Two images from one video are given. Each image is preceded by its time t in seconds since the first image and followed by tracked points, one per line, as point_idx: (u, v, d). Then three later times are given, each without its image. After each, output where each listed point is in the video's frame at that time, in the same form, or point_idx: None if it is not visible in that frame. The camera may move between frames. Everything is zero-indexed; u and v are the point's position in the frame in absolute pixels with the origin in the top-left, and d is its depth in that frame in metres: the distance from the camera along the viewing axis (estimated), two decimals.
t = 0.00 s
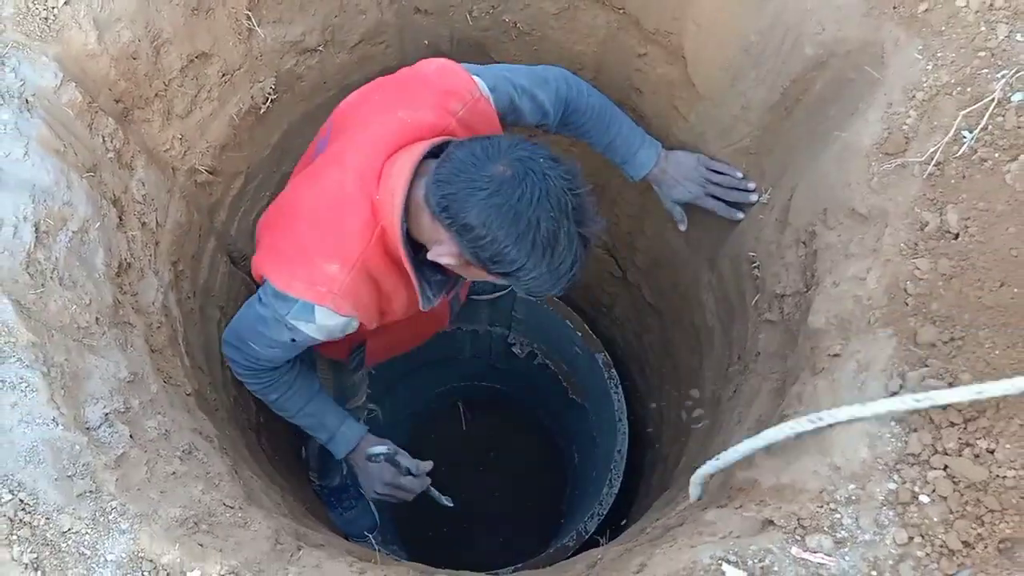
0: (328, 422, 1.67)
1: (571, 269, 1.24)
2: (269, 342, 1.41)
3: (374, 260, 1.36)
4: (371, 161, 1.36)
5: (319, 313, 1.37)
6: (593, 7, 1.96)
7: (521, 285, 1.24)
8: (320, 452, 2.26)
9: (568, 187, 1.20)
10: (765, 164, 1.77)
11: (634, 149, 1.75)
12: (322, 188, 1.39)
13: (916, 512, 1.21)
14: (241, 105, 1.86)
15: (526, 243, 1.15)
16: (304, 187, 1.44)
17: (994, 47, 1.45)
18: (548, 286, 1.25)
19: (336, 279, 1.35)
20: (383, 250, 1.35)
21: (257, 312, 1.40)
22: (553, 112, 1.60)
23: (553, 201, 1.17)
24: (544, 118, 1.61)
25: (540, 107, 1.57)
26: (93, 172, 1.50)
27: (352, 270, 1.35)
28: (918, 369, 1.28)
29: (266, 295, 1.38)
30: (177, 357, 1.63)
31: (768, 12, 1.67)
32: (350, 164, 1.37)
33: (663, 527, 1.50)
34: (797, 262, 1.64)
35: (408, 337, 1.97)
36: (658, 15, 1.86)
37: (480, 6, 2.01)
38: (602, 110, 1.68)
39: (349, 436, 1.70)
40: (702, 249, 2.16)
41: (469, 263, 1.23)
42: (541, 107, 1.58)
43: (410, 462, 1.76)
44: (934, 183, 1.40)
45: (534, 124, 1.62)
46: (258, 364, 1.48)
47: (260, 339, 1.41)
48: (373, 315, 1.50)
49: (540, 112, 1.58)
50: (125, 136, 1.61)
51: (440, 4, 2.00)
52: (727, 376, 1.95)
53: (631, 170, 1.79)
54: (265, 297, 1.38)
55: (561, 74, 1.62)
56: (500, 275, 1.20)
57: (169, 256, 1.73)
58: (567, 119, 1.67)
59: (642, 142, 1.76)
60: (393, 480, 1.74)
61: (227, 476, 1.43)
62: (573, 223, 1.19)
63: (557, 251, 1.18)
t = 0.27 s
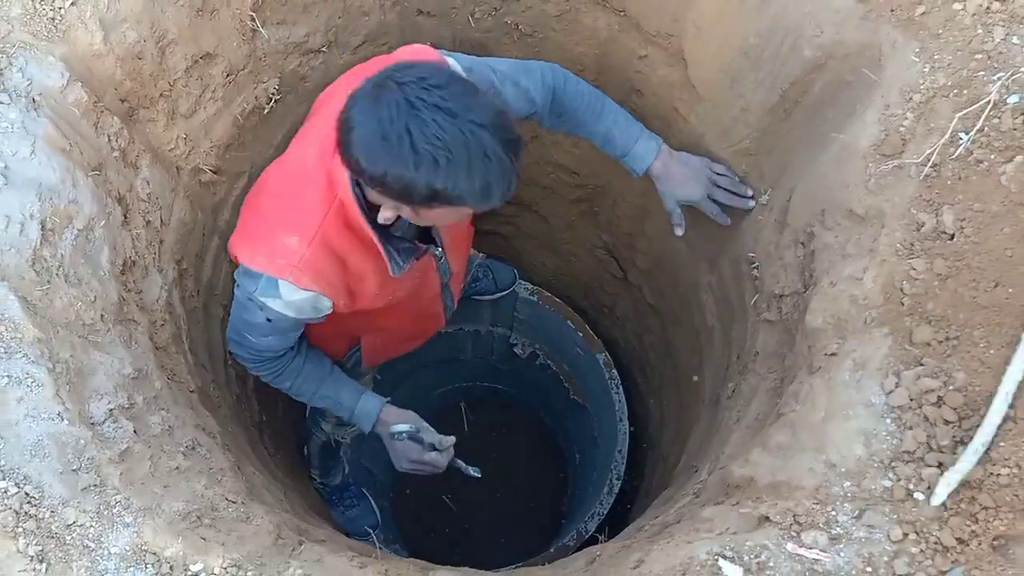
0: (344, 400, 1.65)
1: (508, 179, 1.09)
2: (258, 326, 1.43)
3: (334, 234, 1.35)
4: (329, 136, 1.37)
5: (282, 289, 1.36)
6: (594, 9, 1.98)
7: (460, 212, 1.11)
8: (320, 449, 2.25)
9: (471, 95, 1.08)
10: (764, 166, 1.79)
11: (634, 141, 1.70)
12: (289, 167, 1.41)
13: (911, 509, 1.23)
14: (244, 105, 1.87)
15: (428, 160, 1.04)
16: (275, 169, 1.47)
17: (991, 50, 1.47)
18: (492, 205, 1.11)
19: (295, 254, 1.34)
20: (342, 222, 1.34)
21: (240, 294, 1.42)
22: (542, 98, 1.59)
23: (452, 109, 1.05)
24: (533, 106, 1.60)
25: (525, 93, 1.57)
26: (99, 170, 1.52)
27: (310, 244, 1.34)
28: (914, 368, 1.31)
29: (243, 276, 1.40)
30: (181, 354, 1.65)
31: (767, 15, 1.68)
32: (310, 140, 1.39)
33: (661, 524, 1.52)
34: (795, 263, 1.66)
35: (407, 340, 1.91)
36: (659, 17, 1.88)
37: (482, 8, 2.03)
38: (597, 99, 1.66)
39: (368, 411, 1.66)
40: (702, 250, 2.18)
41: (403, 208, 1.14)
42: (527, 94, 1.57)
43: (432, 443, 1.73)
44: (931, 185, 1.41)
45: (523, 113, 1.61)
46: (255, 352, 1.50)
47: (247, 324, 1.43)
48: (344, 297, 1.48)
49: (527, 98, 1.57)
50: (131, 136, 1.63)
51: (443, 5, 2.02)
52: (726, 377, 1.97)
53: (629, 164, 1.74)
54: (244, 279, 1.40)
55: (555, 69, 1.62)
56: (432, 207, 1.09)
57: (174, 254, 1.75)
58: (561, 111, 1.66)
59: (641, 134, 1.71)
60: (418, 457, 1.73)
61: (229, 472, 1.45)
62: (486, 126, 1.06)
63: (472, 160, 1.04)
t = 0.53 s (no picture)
0: (368, 379, 1.64)
1: (419, 77, 1.14)
2: (265, 322, 1.46)
3: (305, 212, 1.37)
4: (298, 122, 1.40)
5: (263, 271, 1.37)
6: (598, 8, 1.99)
7: (389, 126, 1.18)
8: (321, 448, 2.29)
9: (361, 13, 1.15)
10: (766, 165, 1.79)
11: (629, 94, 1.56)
12: (264, 159, 1.45)
13: (912, 504, 1.23)
14: (249, 102, 1.87)
15: (326, 84, 1.12)
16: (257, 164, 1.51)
17: (992, 49, 1.48)
18: (416, 108, 1.17)
19: (271, 235, 1.35)
20: (311, 199, 1.37)
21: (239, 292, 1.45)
22: (536, 67, 1.61)
23: (338, 33, 1.13)
24: (524, 76, 1.62)
25: (517, 64, 1.61)
26: (105, 166, 1.53)
27: (284, 223, 1.36)
28: (914, 364, 1.31)
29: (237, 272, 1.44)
30: (185, 349, 1.66)
31: (770, 14, 1.69)
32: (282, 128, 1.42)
33: (663, 520, 1.52)
34: (797, 261, 1.68)
35: (415, 338, 1.86)
36: (662, 16, 1.89)
37: (486, 7, 2.05)
38: (592, 64, 1.61)
39: (395, 384, 1.63)
40: (705, 249, 2.19)
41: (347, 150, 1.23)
42: (518, 63, 1.61)
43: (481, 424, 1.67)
44: (932, 183, 1.42)
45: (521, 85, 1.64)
46: (271, 352, 1.54)
47: (252, 322, 1.48)
48: (331, 281, 1.47)
49: (517, 67, 1.61)
50: (136, 132, 1.64)
51: (447, 4, 2.03)
52: (728, 375, 1.98)
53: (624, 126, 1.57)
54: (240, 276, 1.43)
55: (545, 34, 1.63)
56: (361, 129, 1.17)
57: (178, 250, 1.76)
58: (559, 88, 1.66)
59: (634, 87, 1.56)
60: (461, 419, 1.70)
61: (233, 466, 1.46)
62: (376, 37, 1.13)
63: (368, 72, 1.12)
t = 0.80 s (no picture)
0: (378, 369, 1.64)
1: (378, 42, 1.12)
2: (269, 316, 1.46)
3: (303, 195, 1.36)
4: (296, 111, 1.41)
5: (262, 257, 1.36)
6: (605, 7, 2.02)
7: (350, 91, 1.15)
8: (324, 446, 2.27)
9: None
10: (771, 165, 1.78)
11: (706, 45, 1.54)
12: (263, 148, 1.45)
13: (918, 506, 1.23)
14: (254, 100, 1.87)
15: (284, 41, 1.11)
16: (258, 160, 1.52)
17: (999, 50, 1.46)
18: (377, 72, 1.14)
19: (269, 219, 1.34)
20: (308, 181, 1.36)
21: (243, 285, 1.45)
22: (565, 45, 1.56)
23: None
24: (552, 52, 1.57)
25: (544, 39, 1.56)
26: (109, 164, 1.53)
27: (282, 207, 1.35)
28: (921, 365, 1.31)
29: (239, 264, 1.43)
30: (188, 348, 1.66)
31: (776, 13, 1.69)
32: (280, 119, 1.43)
33: (667, 520, 1.52)
34: (802, 262, 1.69)
35: (424, 331, 1.83)
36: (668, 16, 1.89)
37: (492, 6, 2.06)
38: (646, 23, 1.55)
39: (403, 372, 1.63)
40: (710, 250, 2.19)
41: (314, 118, 1.22)
42: (543, 40, 1.56)
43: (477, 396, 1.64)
44: (939, 184, 1.42)
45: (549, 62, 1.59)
46: (276, 346, 1.54)
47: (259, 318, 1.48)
48: (333, 268, 1.45)
49: (542, 45, 1.56)
50: (141, 130, 1.64)
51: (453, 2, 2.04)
52: (733, 376, 1.98)
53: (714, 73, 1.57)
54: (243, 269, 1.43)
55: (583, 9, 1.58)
56: (323, 93, 1.16)
57: (182, 249, 1.76)
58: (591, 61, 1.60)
59: (711, 30, 1.53)
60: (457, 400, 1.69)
61: (237, 464, 1.46)
62: None
63: (332, 33, 1.11)
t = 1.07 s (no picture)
0: (372, 376, 1.62)
1: (369, 33, 1.13)
2: (272, 307, 1.47)
3: (313, 180, 1.38)
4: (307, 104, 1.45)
5: (270, 242, 1.37)
6: (611, 8, 2.02)
7: (338, 75, 1.17)
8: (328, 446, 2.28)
9: None
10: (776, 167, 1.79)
11: (721, 60, 1.57)
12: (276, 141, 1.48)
13: (924, 506, 1.23)
14: (261, 101, 1.88)
15: (282, 15, 1.14)
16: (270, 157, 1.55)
17: (1005, 52, 1.46)
18: (364, 62, 1.15)
19: (279, 202, 1.36)
20: (318, 166, 1.39)
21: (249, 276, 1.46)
22: (577, 52, 1.57)
23: None
24: (565, 61, 1.58)
25: (556, 47, 1.57)
26: (118, 163, 1.54)
27: (292, 191, 1.37)
28: (927, 367, 1.31)
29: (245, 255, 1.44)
30: (195, 347, 1.67)
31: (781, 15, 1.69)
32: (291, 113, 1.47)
33: (672, 521, 1.53)
34: (808, 263, 1.70)
35: (428, 332, 1.83)
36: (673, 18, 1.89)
37: (498, 7, 2.07)
38: (665, 33, 1.57)
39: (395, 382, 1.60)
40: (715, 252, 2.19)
41: (308, 94, 1.24)
42: (557, 48, 1.57)
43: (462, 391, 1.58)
44: (945, 185, 1.42)
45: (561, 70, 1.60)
46: (276, 342, 1.55)
47: (260, 311, 1.49)
48: (340, 258, 1.45)
49: (556, 53, 1.57)
50: (150, 130, 1.64)
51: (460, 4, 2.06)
52: (738, 377, 1.98)
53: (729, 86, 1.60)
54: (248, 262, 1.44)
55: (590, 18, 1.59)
56: (312, 72, 1.18)
57: (189, 248, 1.77)
58: (602, 71, 1.62)
59: (727, 44, 1.57)
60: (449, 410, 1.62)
61: (243, 463, 1.46)
62: None
63: (328, 16, 1.13)
